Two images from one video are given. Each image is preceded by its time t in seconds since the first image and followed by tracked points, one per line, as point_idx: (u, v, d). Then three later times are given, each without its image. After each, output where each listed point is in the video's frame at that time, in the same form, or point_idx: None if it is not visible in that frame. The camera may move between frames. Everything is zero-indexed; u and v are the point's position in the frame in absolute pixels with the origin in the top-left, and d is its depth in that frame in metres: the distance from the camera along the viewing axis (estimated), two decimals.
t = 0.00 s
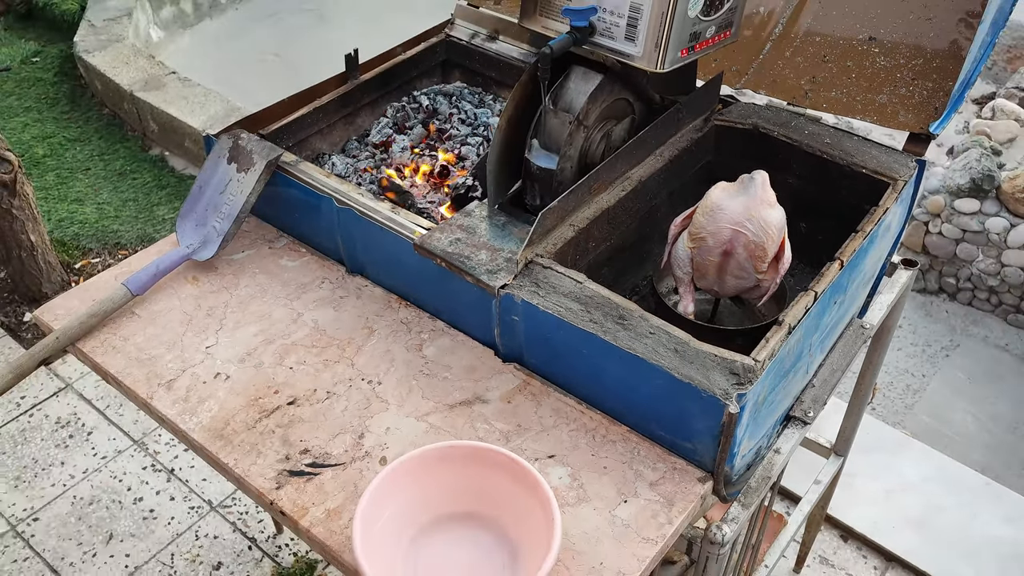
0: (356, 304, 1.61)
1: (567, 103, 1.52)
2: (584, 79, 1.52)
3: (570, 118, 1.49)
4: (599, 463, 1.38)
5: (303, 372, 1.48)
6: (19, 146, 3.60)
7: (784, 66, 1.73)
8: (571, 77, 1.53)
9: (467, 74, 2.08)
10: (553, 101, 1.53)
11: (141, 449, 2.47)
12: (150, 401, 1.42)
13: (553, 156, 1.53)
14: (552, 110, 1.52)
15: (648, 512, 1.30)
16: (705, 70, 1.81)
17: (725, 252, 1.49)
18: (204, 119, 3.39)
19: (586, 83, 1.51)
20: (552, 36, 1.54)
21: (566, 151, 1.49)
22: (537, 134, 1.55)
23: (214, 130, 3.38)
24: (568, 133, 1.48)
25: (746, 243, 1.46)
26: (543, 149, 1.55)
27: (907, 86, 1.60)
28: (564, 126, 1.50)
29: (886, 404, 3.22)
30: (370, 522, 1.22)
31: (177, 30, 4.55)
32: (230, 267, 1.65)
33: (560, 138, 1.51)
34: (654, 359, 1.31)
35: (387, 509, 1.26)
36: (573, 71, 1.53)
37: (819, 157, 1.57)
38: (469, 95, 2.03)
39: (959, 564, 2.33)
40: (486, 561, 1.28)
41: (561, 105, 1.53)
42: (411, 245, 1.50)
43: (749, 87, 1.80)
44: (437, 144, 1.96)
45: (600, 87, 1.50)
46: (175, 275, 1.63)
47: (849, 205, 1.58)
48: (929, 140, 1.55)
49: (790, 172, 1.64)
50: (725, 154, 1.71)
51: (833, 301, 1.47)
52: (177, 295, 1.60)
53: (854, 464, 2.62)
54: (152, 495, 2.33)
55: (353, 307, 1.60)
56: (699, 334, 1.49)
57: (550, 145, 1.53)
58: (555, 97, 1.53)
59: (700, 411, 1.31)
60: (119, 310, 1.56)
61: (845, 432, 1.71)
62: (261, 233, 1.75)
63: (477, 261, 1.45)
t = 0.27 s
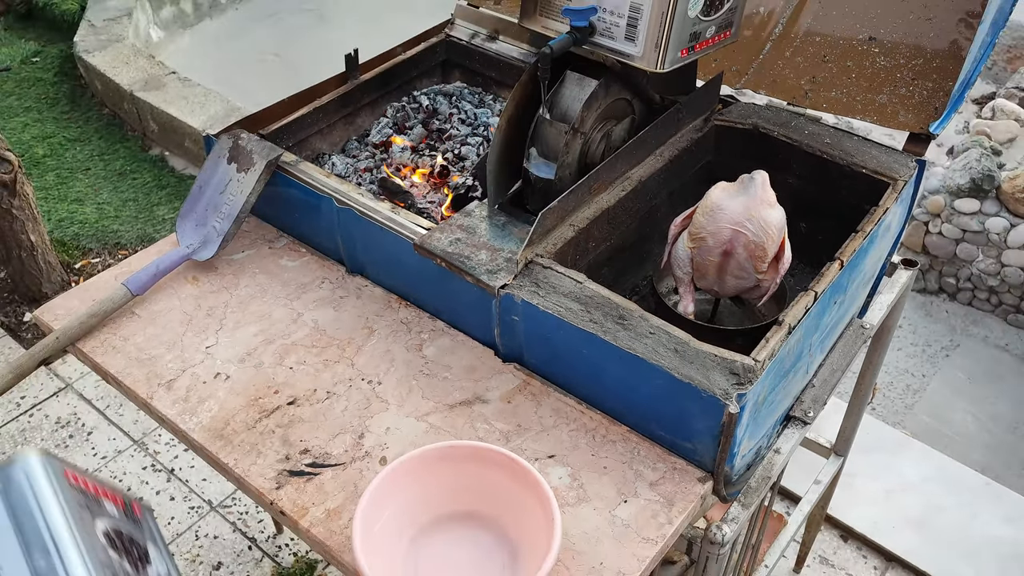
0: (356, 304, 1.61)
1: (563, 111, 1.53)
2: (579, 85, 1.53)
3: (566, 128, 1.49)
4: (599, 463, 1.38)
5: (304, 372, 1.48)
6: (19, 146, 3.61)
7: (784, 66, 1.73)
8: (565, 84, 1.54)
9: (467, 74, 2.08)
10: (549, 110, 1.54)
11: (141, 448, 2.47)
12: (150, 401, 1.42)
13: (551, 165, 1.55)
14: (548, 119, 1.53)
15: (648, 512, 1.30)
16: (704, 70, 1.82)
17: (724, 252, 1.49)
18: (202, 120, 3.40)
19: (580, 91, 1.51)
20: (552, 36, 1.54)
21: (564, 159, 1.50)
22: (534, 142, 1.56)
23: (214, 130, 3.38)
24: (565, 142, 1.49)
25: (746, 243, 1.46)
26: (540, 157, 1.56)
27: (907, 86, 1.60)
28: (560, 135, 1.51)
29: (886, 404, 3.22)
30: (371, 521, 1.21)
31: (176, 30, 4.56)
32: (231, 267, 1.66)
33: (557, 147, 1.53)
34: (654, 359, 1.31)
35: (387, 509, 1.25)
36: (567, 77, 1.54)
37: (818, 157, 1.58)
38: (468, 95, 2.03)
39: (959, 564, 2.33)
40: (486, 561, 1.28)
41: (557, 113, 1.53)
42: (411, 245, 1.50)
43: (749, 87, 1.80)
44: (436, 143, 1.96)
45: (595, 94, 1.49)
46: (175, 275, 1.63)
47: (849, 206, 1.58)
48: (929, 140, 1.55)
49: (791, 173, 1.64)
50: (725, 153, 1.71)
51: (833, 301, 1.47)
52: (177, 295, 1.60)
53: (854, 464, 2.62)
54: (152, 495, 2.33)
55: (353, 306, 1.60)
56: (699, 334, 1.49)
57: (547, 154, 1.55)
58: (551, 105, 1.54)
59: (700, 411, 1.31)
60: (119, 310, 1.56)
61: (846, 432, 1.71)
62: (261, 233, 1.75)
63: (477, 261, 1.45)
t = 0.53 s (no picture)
0: (356, 304, 1.61)
1: (556, 123, 1.51)
2: (570, 96, 1.51)
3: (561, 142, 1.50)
4: (599, 463, 1.38)
5: (304, 372, 1.48)
6: (19, 146, 3.61)
7: (784, 66, 1.73)
8: (557, 96, 1.52)
9: (467, 74, 2.08)
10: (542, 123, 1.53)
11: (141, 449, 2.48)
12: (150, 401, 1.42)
13: (551, 177, 1.54)
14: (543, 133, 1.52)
15: (648, 512, 1.30)
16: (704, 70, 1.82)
17: (724, 252, 1.49)
18: (202, 120, 3.40)
19: (573, 104, 1.50)
20: (552, 36, 1.54)
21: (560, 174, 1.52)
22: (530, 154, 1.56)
23: (214, 130, 3.38)
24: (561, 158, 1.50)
25: (746, 243, 1.46)
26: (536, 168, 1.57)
27: (907, 86, 1.60)
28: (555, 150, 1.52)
29: (886, 404, 3.22)
30: (371, 521, 1.21)
31: (176, 30, 4.56)
32: (231, 267, 1.66)
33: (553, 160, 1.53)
34: (654, 359, 1.31)
35: (386, 509, 1.25)
36: (559, 88, 1.52)
37: (818, 157, 1.58)
38: (468, 95, 2.03)
39: (959, 564, 2.33)
40: (485, 562, 1.28)
41: (551, 125, 1.53)
42: (411, 245, 1.50)
43: (749, 87, 1.80)
44: (436, 143, 1.96)
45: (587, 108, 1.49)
46: (175, 275, 1.63)
47: (849, 206, 1.58)
48: (929, 140, 1.55)
49: (790, 173, 1.64)
50: (725, 153, 1.71)
51: (833, 302, 1.47)
52: (177, 295, 1.60)
53: (854, 464, 2.62)
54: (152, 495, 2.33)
55: (353, 306, 1.60)
56: (699, 334, 1.49)
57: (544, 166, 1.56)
58: (545, 116, 1.53)
59: (700, 411, 1.31)
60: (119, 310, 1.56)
61: (846, 432, 1.71)
62: (261, 233, 1.75)
63: (477, 261, 1.45)
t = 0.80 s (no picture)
0: (356, 304, 1.61)
1: (550, 137, 1.52)
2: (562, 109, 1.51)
3: (555, 157, 1.51)
4: (599, 463, 1.38)
5: (304, 372, 1.48)
6: (19, 146, 3.61)
7: (784, 66, 1.73)
8: (548, 111, 1.52)
9: (467, 74, 2.08)
10: (537, 137, 1.54)
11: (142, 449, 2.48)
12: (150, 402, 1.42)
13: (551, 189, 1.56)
14: (538, 147, 1.53)
15: (648, 512, 1.30)
16: (704, 70, 1.82)
17: (724, 252, 1.49)
18: (202, 121, 3.40)
19: (563, 119, 1.49)
20: (551, 36, 1.54)
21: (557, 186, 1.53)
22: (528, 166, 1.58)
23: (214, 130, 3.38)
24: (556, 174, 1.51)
25: (745, 243, 1.46)
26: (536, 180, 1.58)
27: (907, 86, 1.61)
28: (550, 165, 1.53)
29: (886, 404, 3.22)
30: (370, 521, 1.21)
31: (176, 30, 4.56)
32: (231, 267, 1.66)
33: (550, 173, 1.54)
34: (654, 359, 1.31)
35: (386, 509, 1.25)
36: (550, 101, 1.52)
37: (818, 157, 1.58)
38: (468, 95, 2.03)
39: (959, 564, 2.33)
40: (485, 562, 1.28)
41: (545, 138, 1.53)
42: (411, 245, 1.50)
43: (748, 87, 1.81)
44: (436, 143, 1.96)
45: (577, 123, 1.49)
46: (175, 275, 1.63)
47: (849, 206, 1.58)
48: (929, 140, 1.55)
49: (790, 173, 1.65)
50: (725, 153, 1.71)
51: (833, 302, 1.47)
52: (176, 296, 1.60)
53: (854, 464, 2.62)
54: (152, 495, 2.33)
55: (353, 306, 1.60)
56: (699, 334, 1.49)
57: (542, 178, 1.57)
58: (539, 129, 1.53)
59: (700, 411, 1.30)
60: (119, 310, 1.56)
61: (846, 432, 1.71)
62: (261, 233, 1.75)
63: (477, 261, 1.46)
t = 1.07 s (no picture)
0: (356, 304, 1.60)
1: (547, 151, 1.52)
2: (555, 123, 1.51)
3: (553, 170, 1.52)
4: (599, 463, 1.38)
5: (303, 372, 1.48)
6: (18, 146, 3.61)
7: (784, 66, 1.74)
8: (542, 127, 1.52)
9: (467, 74, 2.08)
10: (535, 151, 1.55)
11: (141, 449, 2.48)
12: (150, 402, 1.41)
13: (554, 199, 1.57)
14: (535, 161, 1.54)
15: (648, 512, 1.30)
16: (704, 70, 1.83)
17: (724, 252, 1.49)
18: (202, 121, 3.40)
19: (556, 135, 1.50)
20: (552, 36, 1.55)
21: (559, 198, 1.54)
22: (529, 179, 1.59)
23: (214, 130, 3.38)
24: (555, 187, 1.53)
25: (745, 243, 1.46)
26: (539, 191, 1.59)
27: (907, 86, 1.61)
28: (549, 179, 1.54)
29: (886, 404, 3.22)
30: (370, 522, 1.21)
31: (176, 30, 4.56)
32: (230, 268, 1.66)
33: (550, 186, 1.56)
34: (654, 359, 1.31)
35: (386, 509, 1.25)
36: (543, 116, 1.52)
37: (818, 157, 1.58)
38: (468, 95, 2.03)
39: (958, 564, 2.33)
40: (485, 562, 1.27)
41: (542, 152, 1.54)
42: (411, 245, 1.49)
43: (748, 87, 1.83)
44: (436, 143, 1.96)
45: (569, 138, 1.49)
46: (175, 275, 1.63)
47: (849, 206, 1.58)
48: (929, 140, 1.55)
49: (790, 173, 1.65)
50: (725, 153, 1.71)
51: (833, 302, 1.47)
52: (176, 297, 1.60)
53: (854, 464, 2.62)
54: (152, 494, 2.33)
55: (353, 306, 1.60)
56: (699, 334, 1.49)
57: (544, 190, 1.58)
58: (536, 144, 1.54)
59: (700, 411, 1.30)
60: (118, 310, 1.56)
61: (846, 432, 1.71)
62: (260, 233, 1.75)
63: (477, 261, 1.46)
